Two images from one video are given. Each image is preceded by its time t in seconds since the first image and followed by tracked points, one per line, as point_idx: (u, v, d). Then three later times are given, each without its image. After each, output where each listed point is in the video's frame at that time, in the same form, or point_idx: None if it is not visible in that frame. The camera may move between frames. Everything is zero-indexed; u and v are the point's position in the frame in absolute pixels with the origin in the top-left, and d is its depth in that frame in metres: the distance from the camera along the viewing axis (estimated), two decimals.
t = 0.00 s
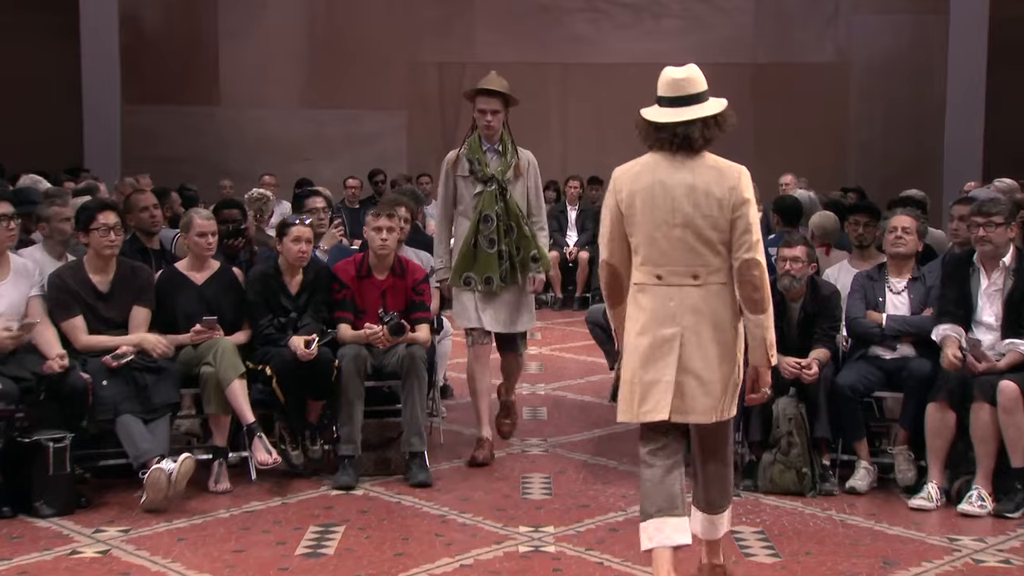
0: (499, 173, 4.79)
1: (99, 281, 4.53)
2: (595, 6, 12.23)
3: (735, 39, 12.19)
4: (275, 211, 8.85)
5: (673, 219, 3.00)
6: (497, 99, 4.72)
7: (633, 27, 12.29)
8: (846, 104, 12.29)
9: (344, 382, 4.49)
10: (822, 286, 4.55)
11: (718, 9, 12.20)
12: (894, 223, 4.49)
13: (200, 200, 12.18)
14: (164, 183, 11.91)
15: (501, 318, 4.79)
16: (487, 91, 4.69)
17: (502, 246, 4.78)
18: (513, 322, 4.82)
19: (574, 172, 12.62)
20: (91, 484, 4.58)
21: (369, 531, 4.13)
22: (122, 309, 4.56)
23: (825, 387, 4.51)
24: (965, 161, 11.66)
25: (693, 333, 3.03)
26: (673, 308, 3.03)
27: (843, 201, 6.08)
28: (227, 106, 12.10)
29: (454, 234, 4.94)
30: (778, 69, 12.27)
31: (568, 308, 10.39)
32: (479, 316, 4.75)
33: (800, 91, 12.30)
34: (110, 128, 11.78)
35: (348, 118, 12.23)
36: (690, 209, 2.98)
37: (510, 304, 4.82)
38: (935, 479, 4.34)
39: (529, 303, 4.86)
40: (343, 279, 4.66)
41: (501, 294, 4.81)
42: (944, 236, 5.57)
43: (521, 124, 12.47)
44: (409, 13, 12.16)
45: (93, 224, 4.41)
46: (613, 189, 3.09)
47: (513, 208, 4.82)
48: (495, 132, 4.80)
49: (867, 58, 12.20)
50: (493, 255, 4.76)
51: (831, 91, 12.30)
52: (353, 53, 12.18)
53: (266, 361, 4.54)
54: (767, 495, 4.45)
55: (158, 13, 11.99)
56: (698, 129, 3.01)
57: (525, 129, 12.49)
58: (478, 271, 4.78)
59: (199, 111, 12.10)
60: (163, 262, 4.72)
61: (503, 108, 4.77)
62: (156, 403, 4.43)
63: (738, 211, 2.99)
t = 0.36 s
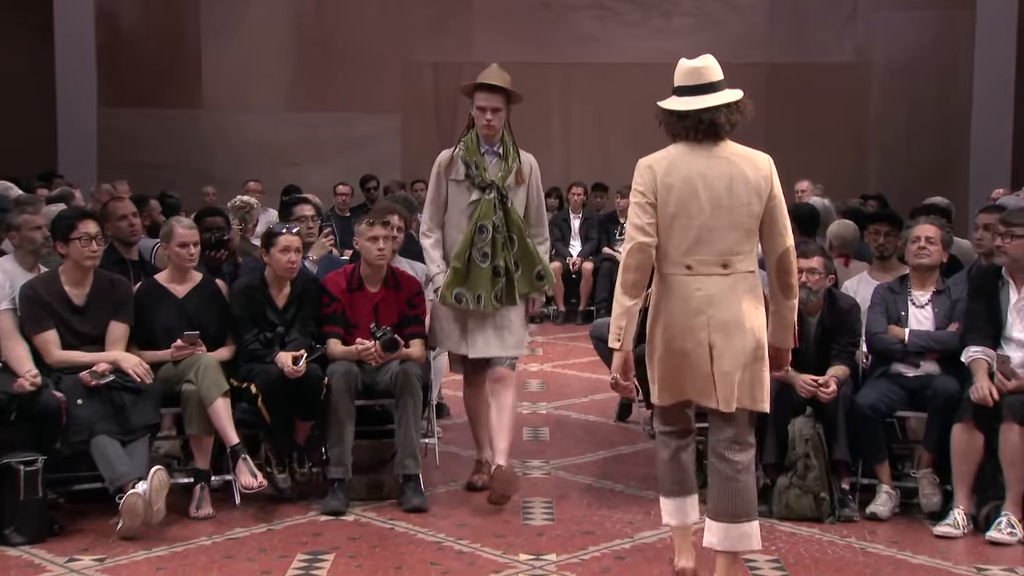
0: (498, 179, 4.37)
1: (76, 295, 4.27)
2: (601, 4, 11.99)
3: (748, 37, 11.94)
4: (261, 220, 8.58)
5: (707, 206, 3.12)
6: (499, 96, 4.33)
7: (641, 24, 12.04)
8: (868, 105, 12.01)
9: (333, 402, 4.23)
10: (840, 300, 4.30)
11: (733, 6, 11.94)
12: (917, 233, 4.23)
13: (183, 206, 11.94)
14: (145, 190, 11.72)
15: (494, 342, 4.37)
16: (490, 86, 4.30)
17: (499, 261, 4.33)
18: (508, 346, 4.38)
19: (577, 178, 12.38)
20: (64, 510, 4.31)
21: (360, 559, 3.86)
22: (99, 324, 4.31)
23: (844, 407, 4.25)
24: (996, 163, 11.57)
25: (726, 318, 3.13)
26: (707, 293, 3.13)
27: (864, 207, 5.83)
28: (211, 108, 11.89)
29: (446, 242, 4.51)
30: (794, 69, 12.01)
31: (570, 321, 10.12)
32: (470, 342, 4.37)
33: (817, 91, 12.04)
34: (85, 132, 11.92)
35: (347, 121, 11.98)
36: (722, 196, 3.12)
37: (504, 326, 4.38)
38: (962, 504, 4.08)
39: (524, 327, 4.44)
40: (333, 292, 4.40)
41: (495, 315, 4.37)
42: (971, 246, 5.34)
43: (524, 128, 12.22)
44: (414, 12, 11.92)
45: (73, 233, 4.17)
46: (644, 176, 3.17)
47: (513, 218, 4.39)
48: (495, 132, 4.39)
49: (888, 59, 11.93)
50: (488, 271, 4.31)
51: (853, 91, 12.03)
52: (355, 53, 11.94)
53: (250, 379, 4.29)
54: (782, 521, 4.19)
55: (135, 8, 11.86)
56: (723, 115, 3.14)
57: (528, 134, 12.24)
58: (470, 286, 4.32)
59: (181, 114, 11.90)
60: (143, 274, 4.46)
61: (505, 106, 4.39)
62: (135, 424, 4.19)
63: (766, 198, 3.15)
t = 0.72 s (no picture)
0: (497, 172, 3.96)
1: (66, 302, 4.18)
2: (602, 4, 11.92)
3: (748, 40, 11.90)
4: (257, 223, 8.47)
5: (693, 220, 3.16)
6: (497, 81, 3.91)
7: (643, 24, 11.96)
8: (873, 108, 11.91)
9: (329, 411, 4.14)
10: (848, 307, 4.19)
11: (736, 6, 11.88)
12: (923, 238, 4.13)
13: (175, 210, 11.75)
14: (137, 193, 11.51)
15: (495, 351, 3.94)
16: (486, 71, 3.89)
17: (500, 262, 3.93)
18: (511, 356, 3.94)
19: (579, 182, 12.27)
20: (52, 522, 4.20)
21: (356, 572, 3.76)
22: (89, 332, 4.21)
23: (852, 416, 4.15)
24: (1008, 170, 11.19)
25: (719, 325, 3.18)
26: (698, 304, 3.17)
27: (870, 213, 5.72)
28: (203, 109, 11.75)
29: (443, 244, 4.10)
30: (799, 70, 11.97)
31: (570, 328, 10.00)
32: (469, 350, 3.94)
33: (822, 92, 11.97)
34: (76, 132, 11.64)
35: (347, 123, 11.90)
36: (706, 208, 3.16)
37: (507, 334, 3.94)
38: (973, 516, 3.98)
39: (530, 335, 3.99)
40: (328, 298, 4.31)
41: (497, 321, 3.95)
42: (981, 252, 5.24)
43: (525, 131, 12.13)
44: (415, 13, 11.83)
45: (63, 238, 4.08)
46: (630, 195, 3.18)
47: (515, 213, 3.97)
48: (494, 121, 3.98)
49: (892, 58, 11.80)
50: (489, 272, 3.91)
51: (858, 91, 11.94)
52: (355, 54, 11.85)
53: (243, 387, 4.20)
54: (789, 534, 4.08)
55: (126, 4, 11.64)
56: (697, 129, 3.19)
57: (528, 137, 12.14)
58: (469, 289, 3.93)
59: (173, 115, 11.74)
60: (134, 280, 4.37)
61: (505, 93, 3.97)
62: (125, 433, 4.08)
63: (746, 207, 3.22)
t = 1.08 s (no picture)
0: (492, 188, 3.70)
1: (75, 300, 4.25)
2: (600, 6, 11.97)
3: (745, 43, 11.98)
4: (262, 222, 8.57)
5: (663, 211, 3.29)
6: (491, 92, 3.67)
7: (640, 27, 12.02)
8: (867, 110, 11.97)
9: (332, 407, 4.22)
10: (842, 304, 4.28)
11: (733, 9, 11.95)
12: (915, 238, 4.22)
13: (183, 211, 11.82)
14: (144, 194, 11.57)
15: (493, 375, 3.67)
16: (479, 81, 3.64)
17: (494, 283, 3.66)
18: (508, 382, 3.71)
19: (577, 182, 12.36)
20: (62, 516, 4.28)
21: (363, 564, 3.85)
22: (98, 329, 4.29)
23: (846, 411, 4.23)
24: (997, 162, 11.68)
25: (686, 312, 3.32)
26: (667, 291, 3.30)
27: (863, 213, 5.82)
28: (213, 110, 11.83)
29: (434, 263, 3.83)
30: (794, 73, 12.07)
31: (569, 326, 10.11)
32: (467, 373, 3.65)
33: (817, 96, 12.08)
34: (86, 136, 11.76)
35: (349, 125, 12.00)
36: (676, 200, 3.29)
37: (503, 357, 3.69)
38: (964, 509, 4.06)
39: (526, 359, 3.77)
40: (332, 296, 4.40)
41: (492, 345, 3.68)
42: (972, 251, 5.34)
43: (524, 132, 12.22)
44: (416, 15, 11.91)
45: (72, 238, 4.16)
46: (603, 185, 3.32)
47: (511, 231, 3.71)
48: (488, 134, 3.73)
49: (886, 61, 11.90)
50: (483, 293, 3.62)
51: (852, 93, 12.01)
52: (355, 56, 11.94)
53: (249, 383, 4.28)
54: (783, 527, 4.17)
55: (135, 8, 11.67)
56: (670, 125, 3.32)
57: (527, 138, 12.24)
58: (462, 311, 3.65)
59: (180, 117, 11.81)
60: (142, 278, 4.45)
61: (499, 104, 3.73)
62: (133, 428, 4.17)
63: (714, 200, 3.35)
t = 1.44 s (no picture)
0: (498, 179, 3.61)
1: (103, 286, 4.54)
2: (596, 11, 12.22)
3: (732, 46, 12.25)
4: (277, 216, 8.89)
5: (626, 201, 3.87)
6: (500, 81, 3.56)
7: (634, 32, 12.27)
8: (846, 111, 12.29)
9: (345, 387, 4.51)
10: (822, 291, 4.59)
11: (720, 13, 12.22)
12: (890, 228, 4.51)
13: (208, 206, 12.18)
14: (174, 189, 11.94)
15: (490, 366, 3.58)
16: (489, 69, 3.54)
17: (498, 276, 3.57)
18: (506, 372, 3.59)
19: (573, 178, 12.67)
20: (94, 488, 4.58)
21: (374, 534, 4.15)
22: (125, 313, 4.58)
23: (826, 391, 4.52)
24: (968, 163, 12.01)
25: (641, 290, 3.89)
26: (626, 271, 3.88)
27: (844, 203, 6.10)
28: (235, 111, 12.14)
29: (433, 253, 3.71)
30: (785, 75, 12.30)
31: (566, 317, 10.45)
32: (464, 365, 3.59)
33: (802, 97, 12.35)
34: (112, 139, 12.07)
35: (360, 123, 12.26)
36: (637, 192, 3.87)
37: (502, 348, 3.60)
38: (935, 482, 4.36)
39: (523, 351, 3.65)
40: (345, 284, 4.70)
41: (493, 337, 3.60)
42: (944, 240, 5.55)
43: (522, 128, 12.51)
44: (420, 18, 12.18)
45: (100, 228, 4.44)
46: (575, 176, 3.89)
47: (517, 224, 3.63)
48: (495, 125, 3.62)
49: (866, 63, 12.18)
50: (487, 286, 3.53)
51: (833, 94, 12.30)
52: (361, 59, 12.21)
53: (267, 364, 4.57)
54: (767, 499, 4.46)
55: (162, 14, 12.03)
56: (635, 129, 3.91)
57: (526, 136, 12.53)
58: (465, 303, 3.55)
59: (204, 116, 12.13)
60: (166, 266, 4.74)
61: (508, 94, 3.62)
62: (159, 407, 4.46)
63: (670, 197, 3.94)
